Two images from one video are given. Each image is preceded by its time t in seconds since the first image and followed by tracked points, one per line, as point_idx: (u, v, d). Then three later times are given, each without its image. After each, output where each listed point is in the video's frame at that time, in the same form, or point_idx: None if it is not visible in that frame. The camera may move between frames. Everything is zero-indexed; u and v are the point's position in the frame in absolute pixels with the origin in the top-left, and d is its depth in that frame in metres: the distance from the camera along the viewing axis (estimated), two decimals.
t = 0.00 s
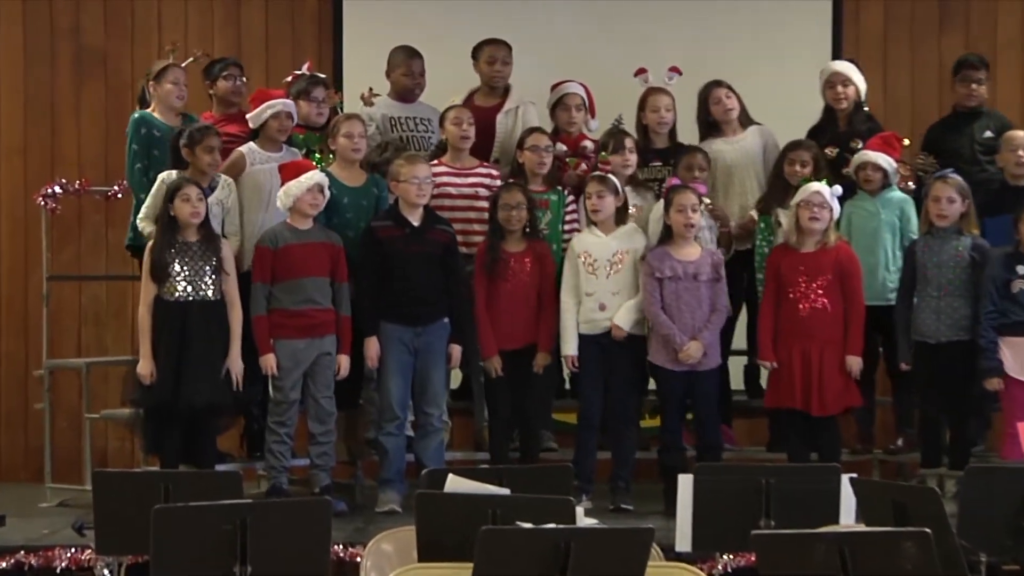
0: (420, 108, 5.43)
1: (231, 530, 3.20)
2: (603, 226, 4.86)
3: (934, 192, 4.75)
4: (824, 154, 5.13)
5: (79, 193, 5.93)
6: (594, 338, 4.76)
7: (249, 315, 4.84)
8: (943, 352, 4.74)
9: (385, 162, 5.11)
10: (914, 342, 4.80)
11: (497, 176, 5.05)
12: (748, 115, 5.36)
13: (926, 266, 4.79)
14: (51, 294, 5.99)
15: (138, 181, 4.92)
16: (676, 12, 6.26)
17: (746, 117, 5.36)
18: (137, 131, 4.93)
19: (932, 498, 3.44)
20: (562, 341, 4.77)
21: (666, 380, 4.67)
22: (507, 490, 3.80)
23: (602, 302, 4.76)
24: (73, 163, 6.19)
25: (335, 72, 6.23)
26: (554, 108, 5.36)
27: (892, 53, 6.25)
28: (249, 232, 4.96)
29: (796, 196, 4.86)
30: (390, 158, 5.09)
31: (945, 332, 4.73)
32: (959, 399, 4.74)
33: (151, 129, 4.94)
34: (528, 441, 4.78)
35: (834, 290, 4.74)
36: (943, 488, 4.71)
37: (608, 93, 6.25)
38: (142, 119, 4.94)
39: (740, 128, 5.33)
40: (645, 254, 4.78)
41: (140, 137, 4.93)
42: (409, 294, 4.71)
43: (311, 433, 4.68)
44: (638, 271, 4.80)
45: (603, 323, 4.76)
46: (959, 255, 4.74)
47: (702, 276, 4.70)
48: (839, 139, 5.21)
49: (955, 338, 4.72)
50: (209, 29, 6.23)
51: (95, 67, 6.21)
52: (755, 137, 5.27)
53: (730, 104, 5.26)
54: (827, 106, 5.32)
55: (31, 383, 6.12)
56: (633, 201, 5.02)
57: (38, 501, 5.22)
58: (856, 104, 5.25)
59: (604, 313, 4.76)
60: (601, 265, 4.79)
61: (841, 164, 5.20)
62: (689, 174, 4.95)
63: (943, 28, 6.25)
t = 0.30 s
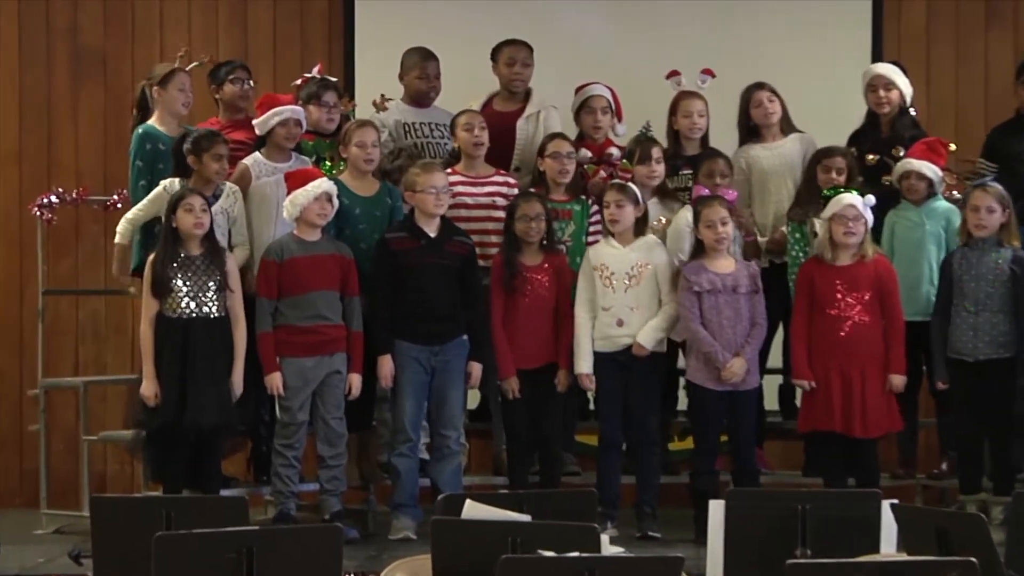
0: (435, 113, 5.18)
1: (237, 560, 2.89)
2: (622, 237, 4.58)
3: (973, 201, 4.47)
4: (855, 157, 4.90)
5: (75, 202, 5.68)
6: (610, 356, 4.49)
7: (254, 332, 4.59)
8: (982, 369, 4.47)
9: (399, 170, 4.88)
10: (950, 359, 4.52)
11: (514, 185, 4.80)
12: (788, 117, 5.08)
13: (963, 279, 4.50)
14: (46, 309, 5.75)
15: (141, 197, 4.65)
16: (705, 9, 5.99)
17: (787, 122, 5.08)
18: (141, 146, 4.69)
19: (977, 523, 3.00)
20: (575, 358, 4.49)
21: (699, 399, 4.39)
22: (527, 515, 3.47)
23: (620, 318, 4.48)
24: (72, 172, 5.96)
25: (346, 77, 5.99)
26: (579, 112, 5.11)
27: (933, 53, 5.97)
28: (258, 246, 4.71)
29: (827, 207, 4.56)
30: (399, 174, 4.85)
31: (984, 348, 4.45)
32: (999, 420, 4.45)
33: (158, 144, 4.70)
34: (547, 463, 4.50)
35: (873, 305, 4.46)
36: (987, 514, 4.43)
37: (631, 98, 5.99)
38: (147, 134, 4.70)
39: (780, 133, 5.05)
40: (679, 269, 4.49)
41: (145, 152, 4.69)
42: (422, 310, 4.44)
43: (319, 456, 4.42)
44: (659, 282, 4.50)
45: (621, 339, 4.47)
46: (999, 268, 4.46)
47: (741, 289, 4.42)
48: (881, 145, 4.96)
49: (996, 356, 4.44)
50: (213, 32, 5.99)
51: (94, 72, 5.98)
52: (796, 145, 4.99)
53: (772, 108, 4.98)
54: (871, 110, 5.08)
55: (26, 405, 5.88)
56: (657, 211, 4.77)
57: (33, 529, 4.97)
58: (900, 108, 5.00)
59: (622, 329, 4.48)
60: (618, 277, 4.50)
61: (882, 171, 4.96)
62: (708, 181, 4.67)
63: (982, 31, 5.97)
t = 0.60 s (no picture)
0: (450, 121, 4.95)
1: None
2: (637, 252, 4.31)
3: (1008, 214, 4.24)
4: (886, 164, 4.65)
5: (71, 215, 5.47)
6: (630, 377, 4.20)
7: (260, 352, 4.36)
8: (1017, 392, 4.21)
9: (409, 183, 4.64)
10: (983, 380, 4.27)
11: (535, 197, 4.56)
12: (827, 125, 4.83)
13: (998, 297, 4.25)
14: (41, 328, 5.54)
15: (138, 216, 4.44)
16: (733, 12, 5.76)
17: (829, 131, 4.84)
18: (135, 161, 4.46)
19: None
20: (588, 378, 4.19)
21: (734, 424, 4.14)
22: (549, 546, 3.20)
23: (640, 336, 4.21)
24: (67, 186, 5.75)
25: (356, 86, 5.77)
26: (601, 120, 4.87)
27: (972, 59, 5.73)
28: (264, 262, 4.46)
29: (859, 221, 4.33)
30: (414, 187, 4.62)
31: (1021, 370, 4.19)
32: None
33: (154, 159, 4.47)
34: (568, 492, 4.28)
35: (918, 325, 4.24)
36: None
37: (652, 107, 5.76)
38: (139, 148, 4.46)
39: (821, 142, 4.80)
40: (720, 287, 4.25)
41: (142, 168, 4.47)
42: (438, 329, 4.21)
43: (329, 483, 4.18)
44: (682, 300, 4.25)
45: (642, 359, 4.20)
46: None
47: (786, 305, 4.18)
48: (915, 154, 4.72)
49: None
50: (215, 39, 5.77)
51: (91, 81, 5.76)
52: (836, 155, 4.74)
53: (815, 115, 4.73)
54: (906, 116, 4.84)
55: (21, 428, 5.66)
56: (678, 225, 4.51)
57: (28, 560, 4.76)
58: (938, 115, 4.76)
59: (643, 348, 4.21)
60: (638, 293, 4.23)
61: (918, 180, 4.70)
62: (736, 191, 4.44)
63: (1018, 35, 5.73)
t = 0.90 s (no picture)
0: (466, 128, 4.73)
1: None
2: (662, 267, 4.06)
3: None
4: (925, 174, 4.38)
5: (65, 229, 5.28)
6: (658, 399, 3.95)
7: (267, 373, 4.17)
8: None
9: (419, 197, 4.41)
10: None
11: (560, 209, 4.34)
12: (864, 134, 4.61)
13: None
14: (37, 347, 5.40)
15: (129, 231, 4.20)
16: (760, 11, 5.55)
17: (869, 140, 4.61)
18: (129, 173, 4.25)
19: None
20: (613, 400, 3.92)
21: (774, 445, 3.93)
22: None
23: (670, 355, 3.96)
24: (61, 196, 5.56)
25: (366, 92, 5.56)
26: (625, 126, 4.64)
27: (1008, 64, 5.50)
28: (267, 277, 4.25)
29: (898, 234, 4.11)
30: (424, 198, 4.39)
31: None
32: None
33: (150, 170, 4.26)
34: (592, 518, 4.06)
35: (965, 340, 4.01)
36: None
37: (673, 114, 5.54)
38: (133, 160, 4.25)
39: (862, 150, 4.57)
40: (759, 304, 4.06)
41: (138, 179, 4.24)
42: (454, 347, 3.98)
43: (340, 511, 3.96)
44: (710, 317, 4.03)
45: (669, 380, 3.95)
46: None
47: (828, 323, 3.98)
48: (952, 163, 4.50)
49: None
50: (217, 43, 5.57)
51: (86, 87, 5.57)
52: (876, 164, 4.50)
53: (860, 122, 4.50)
54: (942, 119, 4.63)
55: (13, 452, 5.47)
56: (705, 236, 4.26)
57: None
58: (976, 124, 4.57)
59: (672, 370, 3.97)
60: (666, 309, 3.99)
61: (955, 190, 4.47)
62: (775, 203, 4.24)
63: None
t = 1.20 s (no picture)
0: (487, 138, 4.51)
1: None
2: (700, 284, 3.84)
3: None
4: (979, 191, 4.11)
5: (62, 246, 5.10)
6: (699, 424, 3.73)
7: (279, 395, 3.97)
8: None
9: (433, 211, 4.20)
10: None
11: (593, 223, 4.10)
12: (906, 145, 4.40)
13: None
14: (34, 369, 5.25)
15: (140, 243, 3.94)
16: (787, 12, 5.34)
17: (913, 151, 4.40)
18: (137, 184, 4.02)
19: None
20: (655, 425, 3.70)
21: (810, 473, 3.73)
22: None
23: (713, 377, 3.74)
24: (60, 210, 5.38)
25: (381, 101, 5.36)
26: (654, 136, 4.44)
27: None
28: (276, 293, 4.02)
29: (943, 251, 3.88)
30: (437, 212, 4.18)
31: None
32: None
33: (156, 180, 4.03)
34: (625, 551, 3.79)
35: (1012, 363, 3.77)
36: None
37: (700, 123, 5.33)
38: (141, 170, 4.03)
39: (905, 163, 4.36)
40: (799, 324, 3.86)
41: (144, 189, 4.02)
42: (472, 370, 3.77)
43: (353, 542, 3.74)
44: (750, 337, 3.81)
45: (713, 404, 3.73)
46: None
47: (870, 346, 3.76)
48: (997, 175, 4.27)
49: None
50: (223, 51, 5.37)
51: (87, 97, 5.38)
52: (919, 176, 4.29)
53: (906, 133, 4.29)
54: (987, 129, 4.41)
55: (9, 479, 5.29)
56: (742, 253, 4.02)
57: None
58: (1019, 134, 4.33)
59: (714, 394, 3.74)
60: (705, 330, 3.76)
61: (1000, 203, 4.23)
62: (829, 215, 4.06)
63: None
